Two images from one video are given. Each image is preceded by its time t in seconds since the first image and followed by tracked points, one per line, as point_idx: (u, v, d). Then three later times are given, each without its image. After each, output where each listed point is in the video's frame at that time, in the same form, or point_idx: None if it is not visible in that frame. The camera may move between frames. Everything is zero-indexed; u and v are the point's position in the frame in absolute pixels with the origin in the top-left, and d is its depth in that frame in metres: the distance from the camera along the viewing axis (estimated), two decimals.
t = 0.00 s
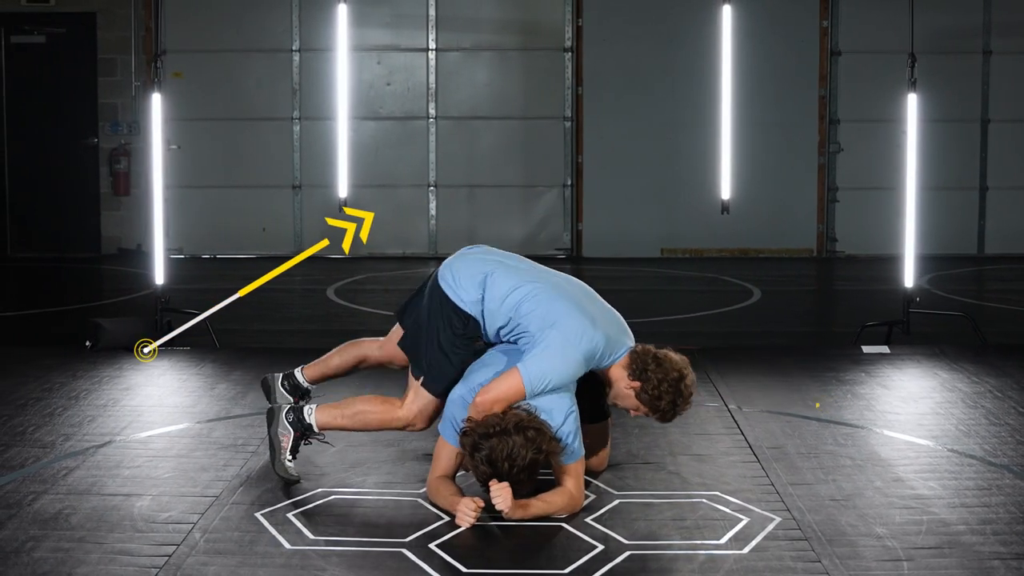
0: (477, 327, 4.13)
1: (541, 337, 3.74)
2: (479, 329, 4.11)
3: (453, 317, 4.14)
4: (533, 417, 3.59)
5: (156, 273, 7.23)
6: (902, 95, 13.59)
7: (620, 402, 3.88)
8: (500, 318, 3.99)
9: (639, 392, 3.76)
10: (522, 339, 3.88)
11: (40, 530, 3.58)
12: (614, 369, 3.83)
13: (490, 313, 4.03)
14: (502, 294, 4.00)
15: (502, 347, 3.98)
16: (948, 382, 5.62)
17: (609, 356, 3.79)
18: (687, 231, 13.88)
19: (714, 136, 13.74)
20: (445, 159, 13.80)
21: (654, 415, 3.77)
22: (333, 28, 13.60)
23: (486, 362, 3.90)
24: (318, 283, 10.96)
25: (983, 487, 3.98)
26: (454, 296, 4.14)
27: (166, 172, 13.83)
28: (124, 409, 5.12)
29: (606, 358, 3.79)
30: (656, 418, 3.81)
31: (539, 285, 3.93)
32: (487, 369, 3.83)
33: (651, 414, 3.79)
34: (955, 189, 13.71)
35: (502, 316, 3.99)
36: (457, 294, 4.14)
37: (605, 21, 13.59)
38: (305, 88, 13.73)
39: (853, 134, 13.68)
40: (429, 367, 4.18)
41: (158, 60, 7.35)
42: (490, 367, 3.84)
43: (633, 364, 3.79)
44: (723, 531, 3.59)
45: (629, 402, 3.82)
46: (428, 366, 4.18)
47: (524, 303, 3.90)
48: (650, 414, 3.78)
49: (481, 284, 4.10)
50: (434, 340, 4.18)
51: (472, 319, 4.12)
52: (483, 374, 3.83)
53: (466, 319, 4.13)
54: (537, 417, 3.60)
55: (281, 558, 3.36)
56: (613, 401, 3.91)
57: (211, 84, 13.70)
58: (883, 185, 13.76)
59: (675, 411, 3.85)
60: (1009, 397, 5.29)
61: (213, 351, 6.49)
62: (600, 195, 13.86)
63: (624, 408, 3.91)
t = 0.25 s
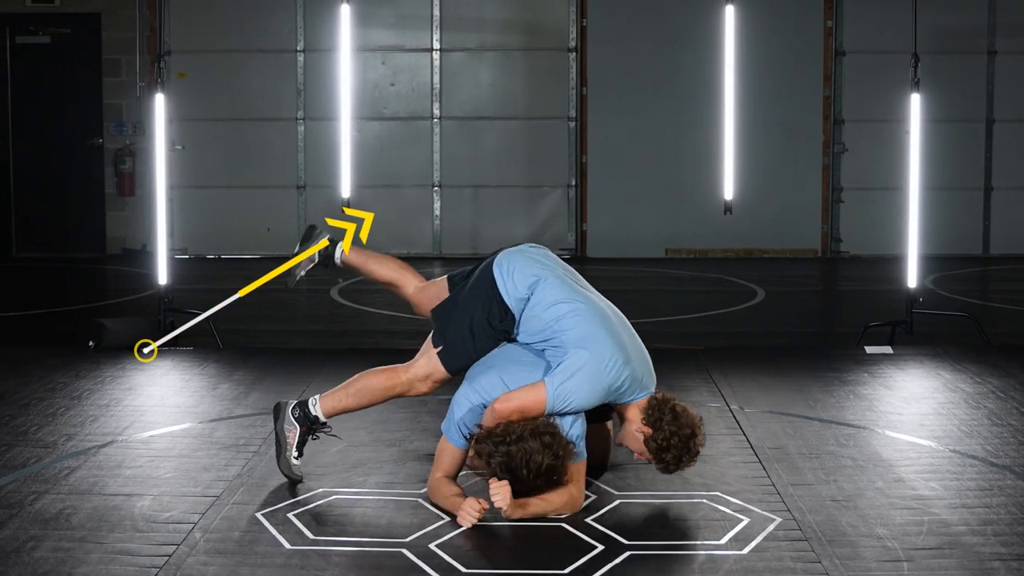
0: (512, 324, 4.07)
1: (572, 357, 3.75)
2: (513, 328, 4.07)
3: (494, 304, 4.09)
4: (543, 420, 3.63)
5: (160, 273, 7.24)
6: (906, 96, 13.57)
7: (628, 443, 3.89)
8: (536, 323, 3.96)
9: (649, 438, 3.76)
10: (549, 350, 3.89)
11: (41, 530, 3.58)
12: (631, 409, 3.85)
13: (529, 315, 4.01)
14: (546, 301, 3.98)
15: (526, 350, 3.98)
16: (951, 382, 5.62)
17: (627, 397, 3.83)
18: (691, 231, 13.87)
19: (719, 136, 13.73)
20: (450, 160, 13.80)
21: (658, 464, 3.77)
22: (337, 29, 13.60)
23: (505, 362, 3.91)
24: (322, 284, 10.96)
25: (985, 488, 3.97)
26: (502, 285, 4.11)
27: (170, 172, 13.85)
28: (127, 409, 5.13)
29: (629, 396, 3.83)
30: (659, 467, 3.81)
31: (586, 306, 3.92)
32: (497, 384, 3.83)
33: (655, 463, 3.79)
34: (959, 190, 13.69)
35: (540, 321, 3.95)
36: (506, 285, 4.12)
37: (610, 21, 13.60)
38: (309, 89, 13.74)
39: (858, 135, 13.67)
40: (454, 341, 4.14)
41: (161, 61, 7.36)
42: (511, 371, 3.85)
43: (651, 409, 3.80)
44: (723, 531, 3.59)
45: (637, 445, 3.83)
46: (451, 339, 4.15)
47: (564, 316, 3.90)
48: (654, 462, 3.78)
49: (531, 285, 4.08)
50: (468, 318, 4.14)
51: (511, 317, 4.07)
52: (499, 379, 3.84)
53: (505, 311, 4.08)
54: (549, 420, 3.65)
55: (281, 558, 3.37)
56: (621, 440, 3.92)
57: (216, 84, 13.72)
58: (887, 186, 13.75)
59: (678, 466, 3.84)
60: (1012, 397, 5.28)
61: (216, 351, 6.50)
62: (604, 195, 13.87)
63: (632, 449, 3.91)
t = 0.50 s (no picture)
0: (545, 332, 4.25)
1: (590, 384, 3.80)
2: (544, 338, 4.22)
3: (532, 304, 4.26)
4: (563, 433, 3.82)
5: (163, 273, 7.25)
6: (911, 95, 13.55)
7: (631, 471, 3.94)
8: (565, 339, 4.01)
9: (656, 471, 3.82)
10: (568, 366, 3.94)
11: (42, 529, 3.59)
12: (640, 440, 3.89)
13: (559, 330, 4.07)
14: (576, 320, 4.03)
15: (547, 356, 4.02)
16: (954, 382, 5.62)
17: (637, 430, 3.86)
18: (696, 232, 13.86)
19: (723, 136, 13.71)
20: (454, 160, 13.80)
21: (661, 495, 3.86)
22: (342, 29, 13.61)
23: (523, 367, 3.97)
24: (326, 284, 10.98)
25: (986, 488, 3.96)
26: (545, 293, 4.22)
27: (175, 173, 13.86)
28: (130, 409, 5.14)
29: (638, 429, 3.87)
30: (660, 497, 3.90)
31: (617, 335, 3.96)
32: (508, 391, 3.89)
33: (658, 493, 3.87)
34: (964, 189, 13.67)
35: (570, 339, 3.99)
36: (548, 296, 4.22)
37: (614, 21, 13.60)
38: (314, 89, 13.74)
39: (862, 135, 13.65)
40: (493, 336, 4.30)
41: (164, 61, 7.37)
42: (522, 379, 3.90)
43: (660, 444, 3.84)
44: (723, 532, 3.59)
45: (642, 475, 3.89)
46: (483, 336, 4.33)
47: (592, 341, 3.94)
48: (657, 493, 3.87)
49: (571, 301, 4.15)
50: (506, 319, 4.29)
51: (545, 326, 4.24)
52: (510, 386, 3.90)
53: (540, 318, 4.25)
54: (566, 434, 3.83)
55: (281, 557, 3.37)
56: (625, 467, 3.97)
57: (221, 85, 13.73)
58: (892, 186, 13.73)
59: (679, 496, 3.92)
60: (1014, 398, 5.28)
61: (219, 351, 6.51)
62: (609, 195, 13.86)
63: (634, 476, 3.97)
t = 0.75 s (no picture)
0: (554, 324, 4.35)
1: (601, 383, 3.85)
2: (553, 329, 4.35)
3: (542, 297, 4.39)
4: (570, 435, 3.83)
5: (166, 273, 7.25)
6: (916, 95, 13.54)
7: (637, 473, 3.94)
8: (574, 338, 4.05)
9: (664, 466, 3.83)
10: (577, 366, 3.98)
11: (43, 529, 3.59)
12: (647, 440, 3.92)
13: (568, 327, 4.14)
14: (586, 319, 4.10)
15: (555, 355, 4.06)
16: (957, 383, 5.61)
17: (644, 429, 3.89)
18: (700, 232, 13.85)
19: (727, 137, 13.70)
20: (459, 160, 13.81)
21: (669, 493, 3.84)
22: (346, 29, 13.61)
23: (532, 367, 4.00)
24: (330, 284, 10.99)
25: (988, 489, 3.96)
26: (558, 287, 4.34)
27: (179, 173, 13.88)
28: (132, 409, 5.14)
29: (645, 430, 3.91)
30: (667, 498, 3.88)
31: (626, 334, 4.02)
32: (518, 391, 3.92)
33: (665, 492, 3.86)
34: (969, 190, 13.65)
35: (581, 337, 4.04)
36: (560, 290, 4.33)
37: (618, 21, 13.59)
38: (318, 89, 13.76)
39: (866, 135, 13.63)
40: (504, 328, 4.44)
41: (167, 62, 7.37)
42: (532, 379, 3.93)
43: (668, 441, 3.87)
44: (724, 532, 3.59)
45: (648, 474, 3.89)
46: (495, 330, 4.47)
47: (602, 341, 3.99)
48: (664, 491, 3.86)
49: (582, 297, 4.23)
50: (518, 312, 4.43)
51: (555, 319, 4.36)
52: (519, 386, 3.92)
53: (550, 309, 4.37)
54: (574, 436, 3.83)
55: (281, 557, 3.38)
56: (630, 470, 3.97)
57: (225, 85, 13.75)
58: (897, 186, 13.71)
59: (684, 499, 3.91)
60: (1017, 398, 5.27)
61: (222, 351, 6.51)
62: (613, 195, 13.86)
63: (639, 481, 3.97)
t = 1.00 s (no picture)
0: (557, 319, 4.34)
1: (604, 382, 3.87)
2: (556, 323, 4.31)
3: (545, 292, 4.40)
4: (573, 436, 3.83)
5: (170, 273, 7.26)
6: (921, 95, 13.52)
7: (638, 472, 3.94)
8: (576, 336, 4.08)
9: (665, 462, 3.83)
10: (580, 366, 4.00)
11: (44, 529, 3.60)
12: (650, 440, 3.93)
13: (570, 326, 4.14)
14: (588, 317, 4.10)
15: (557, 356, 4.08)
16: (960, 383, 5.61)
17: (647, 429, 3.91)
18: (704, 232, 13.84)
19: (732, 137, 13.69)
20: (463, 160, 13.81)
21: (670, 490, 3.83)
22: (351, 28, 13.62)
23: (535, 367, 4.02)
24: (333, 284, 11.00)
25: (989, 489, 3.95)
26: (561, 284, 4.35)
27: (183, 173, 13.91)
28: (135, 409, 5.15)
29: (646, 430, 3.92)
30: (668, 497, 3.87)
31: (627, 332, 4.05)
32: (522, 393, 3.92)
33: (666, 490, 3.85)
34: (974, 189, 13.63)
35: (582, 335, 4.06)
36: (563, 286, 4.34)
37: (622, 21, 13.59)
38: (322, 89, 13.77)
39: (871, 134, 13.62)
40: (505, 325, 4.43)
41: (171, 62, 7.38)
42: (536, 380, 3.94)
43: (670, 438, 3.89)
44: (724, 532, 3.59)
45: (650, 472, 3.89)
46: (498, 327, 4.45)
47: (604, 340, 4.01)
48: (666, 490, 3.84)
49: (584, 295, 4.24)
50: (520, 308, 4.41)
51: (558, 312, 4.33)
52: (524, 387, 3.93)
53: (553, 304, 4.37)
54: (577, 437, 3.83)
55: (281, 557, 3.38)
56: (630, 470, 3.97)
57: (230, 85, 13.77)
58: (902, 186, 13.70)
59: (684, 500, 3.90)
60: (1019, 398, 5.27)
61: (225, 351, 6.52)
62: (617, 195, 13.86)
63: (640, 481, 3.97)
